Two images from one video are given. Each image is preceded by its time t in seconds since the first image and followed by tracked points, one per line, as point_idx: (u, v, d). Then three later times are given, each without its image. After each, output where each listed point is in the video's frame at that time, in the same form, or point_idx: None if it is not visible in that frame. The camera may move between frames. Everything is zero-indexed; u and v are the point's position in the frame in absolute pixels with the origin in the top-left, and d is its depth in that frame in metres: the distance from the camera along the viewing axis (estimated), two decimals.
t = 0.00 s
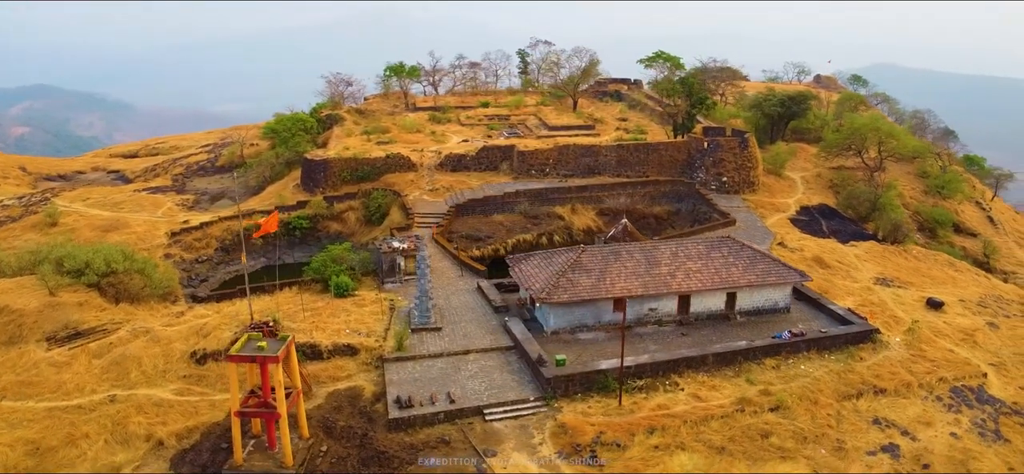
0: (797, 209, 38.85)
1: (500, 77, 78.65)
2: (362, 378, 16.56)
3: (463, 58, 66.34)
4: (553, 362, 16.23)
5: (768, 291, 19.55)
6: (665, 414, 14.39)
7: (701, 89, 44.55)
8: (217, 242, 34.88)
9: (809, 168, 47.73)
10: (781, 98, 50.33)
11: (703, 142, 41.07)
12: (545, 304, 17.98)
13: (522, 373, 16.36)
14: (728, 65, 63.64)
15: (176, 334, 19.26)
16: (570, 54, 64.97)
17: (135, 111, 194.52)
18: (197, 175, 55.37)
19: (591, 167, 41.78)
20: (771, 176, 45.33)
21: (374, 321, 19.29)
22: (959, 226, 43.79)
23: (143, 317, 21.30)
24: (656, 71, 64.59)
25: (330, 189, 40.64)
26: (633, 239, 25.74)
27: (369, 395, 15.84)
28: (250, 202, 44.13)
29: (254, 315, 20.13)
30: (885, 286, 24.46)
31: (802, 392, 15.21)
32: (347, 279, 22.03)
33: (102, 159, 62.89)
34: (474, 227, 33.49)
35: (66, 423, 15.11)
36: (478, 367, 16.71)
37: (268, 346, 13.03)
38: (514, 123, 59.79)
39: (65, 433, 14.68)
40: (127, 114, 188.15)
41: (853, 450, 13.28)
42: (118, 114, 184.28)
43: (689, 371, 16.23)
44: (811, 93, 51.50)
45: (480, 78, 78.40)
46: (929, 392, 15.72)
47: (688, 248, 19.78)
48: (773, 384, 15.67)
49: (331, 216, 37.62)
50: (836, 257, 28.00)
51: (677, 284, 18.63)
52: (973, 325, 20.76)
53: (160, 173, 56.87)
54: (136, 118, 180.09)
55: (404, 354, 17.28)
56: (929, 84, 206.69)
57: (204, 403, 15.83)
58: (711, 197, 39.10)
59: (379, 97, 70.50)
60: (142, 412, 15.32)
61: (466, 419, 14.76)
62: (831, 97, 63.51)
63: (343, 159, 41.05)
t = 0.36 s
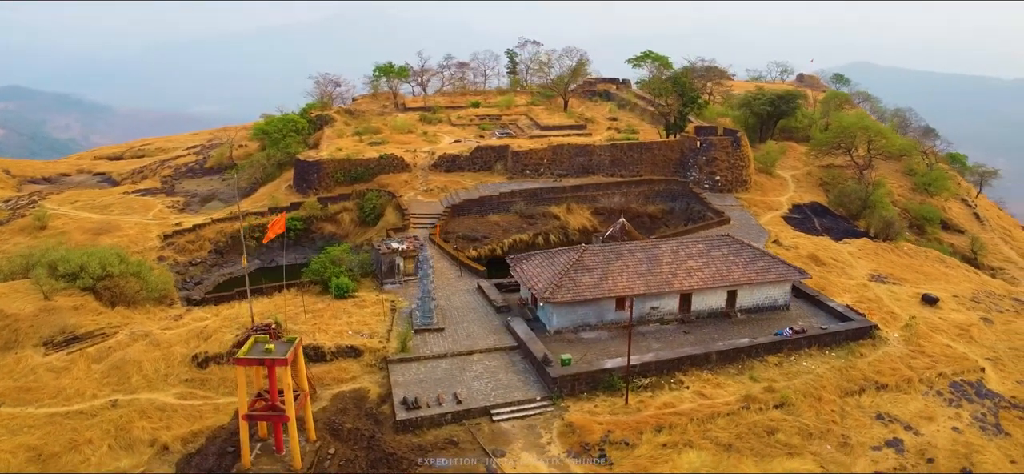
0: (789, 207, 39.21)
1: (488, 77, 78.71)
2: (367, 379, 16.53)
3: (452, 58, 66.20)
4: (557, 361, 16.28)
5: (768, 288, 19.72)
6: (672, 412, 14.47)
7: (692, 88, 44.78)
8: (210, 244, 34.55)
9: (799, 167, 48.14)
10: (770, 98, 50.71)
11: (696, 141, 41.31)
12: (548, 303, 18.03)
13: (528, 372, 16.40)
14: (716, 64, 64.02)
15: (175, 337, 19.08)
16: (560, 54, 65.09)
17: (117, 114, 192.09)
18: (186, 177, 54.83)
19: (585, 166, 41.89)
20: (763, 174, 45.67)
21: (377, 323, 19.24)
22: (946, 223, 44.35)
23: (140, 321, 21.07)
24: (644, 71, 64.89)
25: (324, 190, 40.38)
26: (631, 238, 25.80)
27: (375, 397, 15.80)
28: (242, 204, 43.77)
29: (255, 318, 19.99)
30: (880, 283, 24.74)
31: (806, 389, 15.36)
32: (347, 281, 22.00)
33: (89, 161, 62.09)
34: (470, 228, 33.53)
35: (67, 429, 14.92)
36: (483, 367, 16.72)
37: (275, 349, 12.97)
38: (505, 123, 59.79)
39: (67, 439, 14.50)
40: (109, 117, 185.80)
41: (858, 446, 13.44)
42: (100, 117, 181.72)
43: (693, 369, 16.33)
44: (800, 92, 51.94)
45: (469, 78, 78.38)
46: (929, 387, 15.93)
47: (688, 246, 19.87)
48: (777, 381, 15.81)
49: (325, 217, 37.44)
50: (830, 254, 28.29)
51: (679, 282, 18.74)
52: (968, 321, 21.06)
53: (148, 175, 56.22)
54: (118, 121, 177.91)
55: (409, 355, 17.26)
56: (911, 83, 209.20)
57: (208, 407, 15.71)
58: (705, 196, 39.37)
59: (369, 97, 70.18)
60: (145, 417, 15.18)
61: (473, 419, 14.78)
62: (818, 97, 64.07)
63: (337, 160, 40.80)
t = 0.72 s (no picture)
0: (778, 205, 39.61)
1: (473, 78, 78.66)
2: (369, 381, 16.47)
3: (438, 58, 66.05)
4: (560, 360, 16.32)
5: (764, 286, 19.92)
6: (675, 410, 14.58)
7: (681, 88, 45.03)
8: (201, 246, 34.16)
9: (785, 165, 48.63)
10: (756, 97, 51.15)
11: (685, 140, 41.57)
12: (549, 303, 18.07)
13: (530, 372, 16.44)
14: (701, 64, 64.44)
15: (172, 341, 18.87)
16: (546, 54, 65.18)
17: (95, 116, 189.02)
18: (172, 179, 54.15)
19: (576, 166, 42.03)
20: (751, 173, 46.07)
21: (376, 324, 19.18)
22: (930, 220, 45.04)
23: (135, 325, 20.81)
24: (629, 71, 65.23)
25: (314, 191, 40.11)
26: (625, 237, 25.91)
27: (378, 399, 15.75)
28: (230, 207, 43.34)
29: (252, 321, 19.82)
30: (871, 279, 25.09)
31: (806, 384, 15.55)
32: (345, 282, 21.89)
33: (70, 164, 61.06)
34: (464, 228, 33.50)
35: (66, 435, 14.72)
36: (486, 367, 16.74)
37: (280, 352, 12.91)
38: (493, 123, 59.78)
39: (67, 446, 14.32)
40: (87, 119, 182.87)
41: (859, 440, 13.63)
42: (75, 119, 178.38)
43: (694, 367, 16.47)
44: (785, 91, 52.47)
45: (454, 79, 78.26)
46: (925, 381, 16.19)
47: (686, 245, 20.01)
48: (777, 378, 15.98)
49: (316, 218, 37.19)
50: (821, 251, 28.63)
51: (677, 281, 18.87)
52: (959, 316, 21.42)
53: (132, 177, 55.42)
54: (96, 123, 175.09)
55: (410, 356, 17.23)
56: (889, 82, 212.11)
57: (209, 411, 15.56)
58: (695, 194, 39.65)
59: (355, 98, 69.80)
60: (146, 422, 15.02)
61: (477, 420, 14.79)
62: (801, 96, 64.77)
63: (327, 161, 40.53)
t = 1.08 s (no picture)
0: (766, 202, 40.04)
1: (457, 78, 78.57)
2: (370, 383, 16.43)
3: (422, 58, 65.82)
4: (561, 360, 16.39)
5: (759, 283, 20.16)
6: (678, 407, 14.72)
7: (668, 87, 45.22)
8: (190, 249, 33.78)
9: (771, 163, 49.15)
10: (740, 96, 51.62)
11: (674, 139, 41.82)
12: (548, 303, 18.12)
13: (532, 372, 16.50)
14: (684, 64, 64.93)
15: (168, 346, 18.67)
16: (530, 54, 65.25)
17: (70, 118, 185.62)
18: (156, 182, 53.40)
19: (566, 166, 42.17)
20: (738, 171, 46.50)
21: (375, 326, 19.12)
22: (913, 216, 45.78)
23: (128, 330, 20.56)
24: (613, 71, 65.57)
25: (304, 192, 39.83)
26: (619, 236, 26.05)
27: (381, 401, 15.72)
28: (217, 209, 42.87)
29: (248, 324, 19.66)
30: (861, 275, 25.47)
31: (804, 380, 15.77)
32: (340, 284, 21.78)
33: (49, 167, 59.95)
34: (456, 229, 33.48)
35: (64, 442, 14.52)
36: (486, 368, 16.77)
37: (284, 355, 12.84)
38: (480, 123, 59.75)
39: (65, 453, 14.12)
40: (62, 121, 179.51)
41: (859, 435, 13.86)
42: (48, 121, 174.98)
43: (694, 364, 16.62)
44: (769, 90, 53.02)
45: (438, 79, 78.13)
46: (920, 376, 16.49)
47: (681, 243, 20.18)
48: (775, 374, 16.19)
49: (306, 220, 36.93)
50: (811, 248, 29.00)
51: (674, 279, 19.03)
52: (949, 311, 21.83)
53: (114, 181, 54.58)
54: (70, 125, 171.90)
55: (410, 358, 17.21)
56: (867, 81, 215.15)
57: (209, 415, 15.43)
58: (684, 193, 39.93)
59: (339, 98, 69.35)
60: (145, 428, 14.85)
61: (481, 420, 14.81)
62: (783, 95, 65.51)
63: (315, 162, 40.24)
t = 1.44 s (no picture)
0: (751, 200, 40.53)
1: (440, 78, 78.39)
2: (369, 386, 16.39)
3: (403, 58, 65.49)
4: (560, 359, 16.48)
5: (751, 280, 20.43)
6: (677, 405, 14.90)
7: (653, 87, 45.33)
8: (176, 252, 33.33)
9: (754, 161, 49.75)
10: (723, 95, 52.17)
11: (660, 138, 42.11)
12: (545, 302, 18.20)
13: (531, 371, 16.58)
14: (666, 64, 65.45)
15: (161, 350, 18.45)
16: (513, 54, 65.28)
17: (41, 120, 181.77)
18: (137, 185, 52.59)
19: (553, 165, 42.31)
20: (722, 170, 47.00)
21: (371, 328, 19.07)
22: (893, 213, 46.62)
23: (119, 335, 20.27)
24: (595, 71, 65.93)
25: (290, 194, 39.50)
26: (610, 235, 26.20)
27: (381, 403, 15.69)
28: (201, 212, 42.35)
29: (243, 328, 19.48)
30: (849, 272, 25.91)
31: (800, 376, 16.03)
32: (333, 286, 21.66)
33: (26, 171, 58.76)
34: (446, 229, 33.45)
35: (60, 450, 14.31)
36: (486, 368, 16.82)
37: (286, 359, 12.75)
38: (464, 124, 59.70)
39: (61, 461, 13.91)
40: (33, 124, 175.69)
41: (856, 429, 14.14)
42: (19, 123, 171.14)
43: (691, 362, 16.80)
44: (750, 89, 53.62)
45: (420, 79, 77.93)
46: (911, 370, 16.85)
47: (675, 242, 20.38)
48: (771, 370, 16.44)
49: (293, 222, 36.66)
50: (798, 245, 29.43)
51: (669, 277, 19.21)
52: (935, 305, 22.32)
53: (94, 184, 53.63)
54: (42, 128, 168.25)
55: (409, 359, 17.20)
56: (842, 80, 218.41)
57: (207, 420, 15.28)
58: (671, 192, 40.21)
59: (322, 98, 68.84)
60: (143, 434, 14.68)
61: (482, 420, 14.86)
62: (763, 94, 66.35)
63: (301, 163, 39.91)
